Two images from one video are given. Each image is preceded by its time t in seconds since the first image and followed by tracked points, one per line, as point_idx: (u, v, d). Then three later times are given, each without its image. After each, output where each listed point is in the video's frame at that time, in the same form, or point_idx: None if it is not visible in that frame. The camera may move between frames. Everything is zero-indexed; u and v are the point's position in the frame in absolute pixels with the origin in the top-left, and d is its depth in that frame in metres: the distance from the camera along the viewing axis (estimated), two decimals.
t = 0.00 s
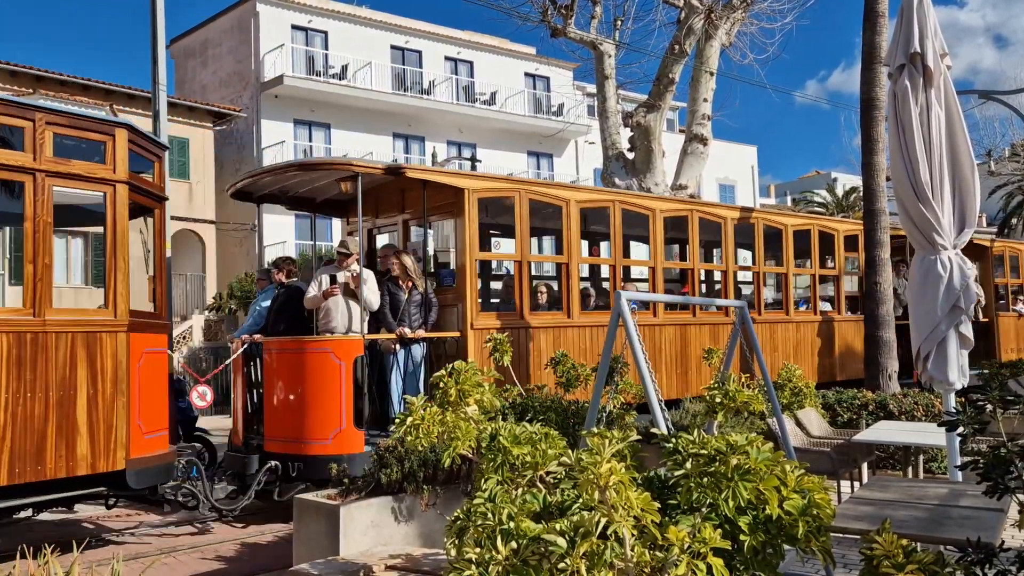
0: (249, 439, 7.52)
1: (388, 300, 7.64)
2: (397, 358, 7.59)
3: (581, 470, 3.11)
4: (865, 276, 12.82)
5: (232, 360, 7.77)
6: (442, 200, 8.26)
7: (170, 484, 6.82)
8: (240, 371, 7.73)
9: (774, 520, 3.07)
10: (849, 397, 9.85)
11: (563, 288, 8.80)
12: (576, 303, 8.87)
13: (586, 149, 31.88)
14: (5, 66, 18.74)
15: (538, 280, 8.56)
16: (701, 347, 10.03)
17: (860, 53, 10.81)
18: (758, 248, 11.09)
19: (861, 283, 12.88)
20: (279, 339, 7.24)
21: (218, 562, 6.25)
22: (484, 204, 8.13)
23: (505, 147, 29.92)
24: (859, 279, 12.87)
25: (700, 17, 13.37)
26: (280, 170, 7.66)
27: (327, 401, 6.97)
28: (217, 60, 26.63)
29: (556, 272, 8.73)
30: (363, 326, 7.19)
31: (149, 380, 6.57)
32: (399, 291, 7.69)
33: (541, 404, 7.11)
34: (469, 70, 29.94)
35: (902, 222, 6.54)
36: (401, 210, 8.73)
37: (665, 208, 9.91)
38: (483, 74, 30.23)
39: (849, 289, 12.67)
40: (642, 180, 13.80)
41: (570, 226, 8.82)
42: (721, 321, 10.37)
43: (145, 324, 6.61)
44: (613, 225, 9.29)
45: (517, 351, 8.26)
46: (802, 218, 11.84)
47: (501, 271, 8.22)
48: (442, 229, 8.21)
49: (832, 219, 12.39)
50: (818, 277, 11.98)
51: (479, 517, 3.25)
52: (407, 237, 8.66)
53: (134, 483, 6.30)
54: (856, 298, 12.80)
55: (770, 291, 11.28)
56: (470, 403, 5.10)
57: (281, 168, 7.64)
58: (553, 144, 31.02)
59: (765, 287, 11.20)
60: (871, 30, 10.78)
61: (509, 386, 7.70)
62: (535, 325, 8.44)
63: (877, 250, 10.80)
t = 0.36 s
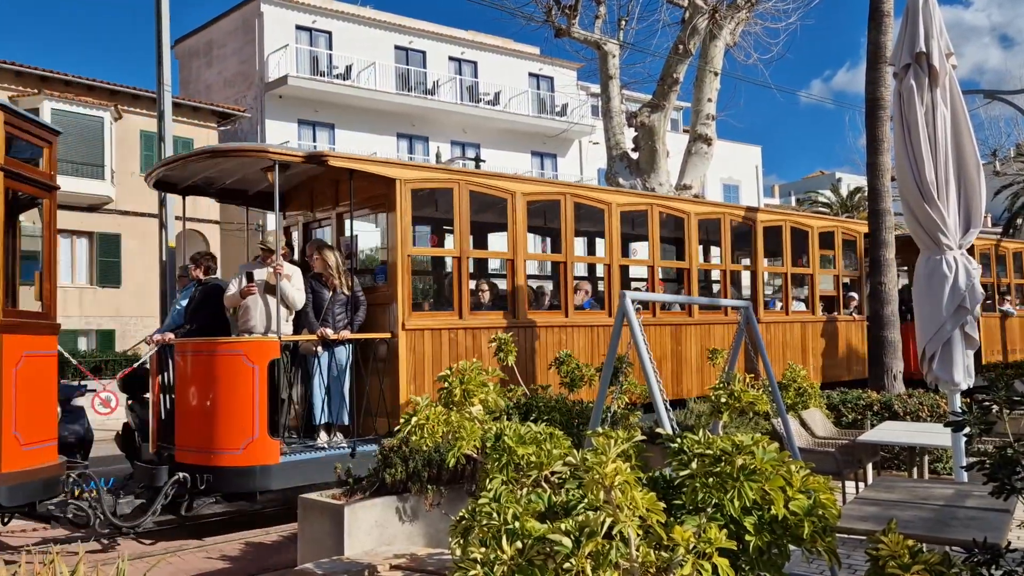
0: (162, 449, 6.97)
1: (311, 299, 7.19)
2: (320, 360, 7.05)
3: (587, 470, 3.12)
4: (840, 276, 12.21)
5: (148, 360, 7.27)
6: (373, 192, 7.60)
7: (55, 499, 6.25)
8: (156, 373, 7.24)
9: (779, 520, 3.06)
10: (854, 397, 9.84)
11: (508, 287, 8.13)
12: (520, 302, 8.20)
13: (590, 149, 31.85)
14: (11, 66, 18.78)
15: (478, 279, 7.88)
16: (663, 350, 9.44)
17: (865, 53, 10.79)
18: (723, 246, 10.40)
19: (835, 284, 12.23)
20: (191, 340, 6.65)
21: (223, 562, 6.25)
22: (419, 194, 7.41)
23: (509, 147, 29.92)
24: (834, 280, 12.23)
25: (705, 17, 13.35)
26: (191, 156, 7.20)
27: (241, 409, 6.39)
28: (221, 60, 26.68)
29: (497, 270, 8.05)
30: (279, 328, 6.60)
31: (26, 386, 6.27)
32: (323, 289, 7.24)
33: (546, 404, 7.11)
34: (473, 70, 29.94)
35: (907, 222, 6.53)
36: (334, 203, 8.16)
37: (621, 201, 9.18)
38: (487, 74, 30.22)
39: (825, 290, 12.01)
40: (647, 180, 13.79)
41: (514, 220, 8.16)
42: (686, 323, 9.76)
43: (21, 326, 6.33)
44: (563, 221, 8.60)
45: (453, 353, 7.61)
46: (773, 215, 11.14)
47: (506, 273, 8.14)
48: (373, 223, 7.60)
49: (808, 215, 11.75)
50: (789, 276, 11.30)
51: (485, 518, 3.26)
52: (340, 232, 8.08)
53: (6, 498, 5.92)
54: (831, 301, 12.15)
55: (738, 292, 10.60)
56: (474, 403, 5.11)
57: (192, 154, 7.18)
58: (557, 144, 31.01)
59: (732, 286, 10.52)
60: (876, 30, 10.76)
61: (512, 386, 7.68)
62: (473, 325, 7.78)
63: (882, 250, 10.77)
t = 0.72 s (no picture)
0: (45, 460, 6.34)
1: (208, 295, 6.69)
2: (218, 362, 6.48)
3: (590, 469, 3.10)
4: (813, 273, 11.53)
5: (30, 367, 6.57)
6: (286, 179, 7.07)
7: None
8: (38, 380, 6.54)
9: (783, 520, 3.06)
10: (858, 397, 9.82)
11: (435, 283, 7.56)
12: (450, 300, 7.60)
13: (594, 148, 31.83)
14: (14, 65, 18.81)
15: (402, 273, 7.31)
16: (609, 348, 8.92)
17: (869, 52, 10.78)
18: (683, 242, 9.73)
19: (807, 283, 11.51)
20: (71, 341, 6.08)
21: (226, 560, 6.26)
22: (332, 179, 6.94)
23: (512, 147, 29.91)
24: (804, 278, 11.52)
25: (708, 17, 13.34)
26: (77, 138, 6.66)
27: (124, 411, 5.87)
28: (225, 59, 26.69)
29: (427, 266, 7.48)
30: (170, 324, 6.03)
31: None
32: (223, 285, 6.74)
33: (549, 403, 7.11)
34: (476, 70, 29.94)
35: (912, 221, 6.52)
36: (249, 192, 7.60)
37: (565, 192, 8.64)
38: (491, 74, 30.23)
39: (796, 288, 11.30)
40: (650, 180, 13.78)
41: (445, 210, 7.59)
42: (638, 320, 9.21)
43: None
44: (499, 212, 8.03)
45: (373, 355, 7.03)
46: (737, 209, 10.50)
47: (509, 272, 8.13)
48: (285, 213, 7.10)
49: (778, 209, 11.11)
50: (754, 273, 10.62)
51: (488, 517, 3.25)
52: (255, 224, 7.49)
53: None
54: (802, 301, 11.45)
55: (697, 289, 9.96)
56: (478, 402, 5.11)
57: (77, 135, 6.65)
58: (560, 143, 31.00)
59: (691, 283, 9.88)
60: (880, 29, 10.74)
61: (515, 386, 7.66)
62: (396, 325, 7.18)
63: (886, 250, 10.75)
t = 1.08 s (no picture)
0: None
1: (87, 291, 6.38)
2: (98, 365, 6.22)
3: (593, 468, 3.10)
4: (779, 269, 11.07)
5: None
6: (186, 164, 6.73)
7: None
8: None
9: (786, 519, 3.07)
10: (860, 397, 9.83)
11: (353, 279, 7.13)
12: (369, 298, 7.19)
13: (596, 147, 31.83)
14: (17, 65, 18.82)
15: (317, 267, 6.96)
16: (552, 352, 8.50)
17: (872, 51, 10.76)
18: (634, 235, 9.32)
19: (773, 279, 10.99)
20: None
21: (229, 559, 6.28)
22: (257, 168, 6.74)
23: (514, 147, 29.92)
24: (768, 272, 11.00)
25: (711, 16, 13.33)
26: None
27: None
28: (227, 59, 26.70)
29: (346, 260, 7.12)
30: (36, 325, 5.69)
31: None
32: (103, 280, 6.43)
33: (551, 402, 7.12)
34: (479, 69, 29.96)
35: (914, 221, 6.51)
36: (151, 179, 7.43)
37: (502, 181, 8.24)
38: (493, 73, 30.24)
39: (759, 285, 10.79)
40: (652, 179, 13.79)
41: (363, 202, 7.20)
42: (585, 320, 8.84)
43: None
44: (426, 204, 7.62)
45: (278, 356, 6.65)
46: (696, 201, 10.07)
47: (485, 271, 8.03)
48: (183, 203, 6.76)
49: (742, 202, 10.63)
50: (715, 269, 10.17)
51: (492, 516, 3.26)
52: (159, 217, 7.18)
53: None
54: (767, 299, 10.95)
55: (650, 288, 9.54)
56: (480, 401, 5.11)
57: None
58: (562, 143, 31.00)
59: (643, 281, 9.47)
60: (883, 28, 10.73)
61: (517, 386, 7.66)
62: (304, 324, 6.77)
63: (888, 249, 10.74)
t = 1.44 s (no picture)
0: None
1: None
2: None
3: (593, 468, 3.10)
4: (738, 266, 10.63)
5: None
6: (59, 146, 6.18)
7: None
8: None
9: (786, 519, 3.07)
10: (861, 396, 9.84)
11: (254, 274, 6.63)
12: (272, 296, 6.68)
13: (598, 147, 31.82)
14: (19, 64, 18.83)
15: (210, 262, 6.44)
16: (484, 355, 7.96)
17: (873, 50, 10.76)
18: (580, 231, 8.91)
19: (731, 276, 10.59)
20: None
21: (230, 558, 6.27)
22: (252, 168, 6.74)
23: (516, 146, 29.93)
24: (726, 270, 10.54)
25: (712, 15, 13.32)
26: None
27: None
28: (228, 58, 26.70)
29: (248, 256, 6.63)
30: None
31: None
32: None
33: (552, 401, 7.13)
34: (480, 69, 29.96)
35: (915, 221, 6.51)
36: (32, 166, 6.92)
37: (427, 169, 7.71)
38: (494, 73, 30.24)
39: (715, 282, 10.35)
40: (653, 179, 13.79)
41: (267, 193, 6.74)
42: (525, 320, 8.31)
43: None
44: (341, 194, 7.13)
45: (164, 360, 6.07)
46: (647, 194, 9.65)
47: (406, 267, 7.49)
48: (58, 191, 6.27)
49: (697, 196, 10.21)
50: (668, 265, 9.74)
51: (492, 515, 3.27)
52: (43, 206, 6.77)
53: None
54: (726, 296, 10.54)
55: (596, 287, 9.07)
56: (481, 400, 5.10)
57: None
58: (563, 142, 31.00)
59: (590, 279, 9.00)
60: (884, 28, 10.73)
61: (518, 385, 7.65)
62: (192, 323, 6.21)
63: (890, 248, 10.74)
